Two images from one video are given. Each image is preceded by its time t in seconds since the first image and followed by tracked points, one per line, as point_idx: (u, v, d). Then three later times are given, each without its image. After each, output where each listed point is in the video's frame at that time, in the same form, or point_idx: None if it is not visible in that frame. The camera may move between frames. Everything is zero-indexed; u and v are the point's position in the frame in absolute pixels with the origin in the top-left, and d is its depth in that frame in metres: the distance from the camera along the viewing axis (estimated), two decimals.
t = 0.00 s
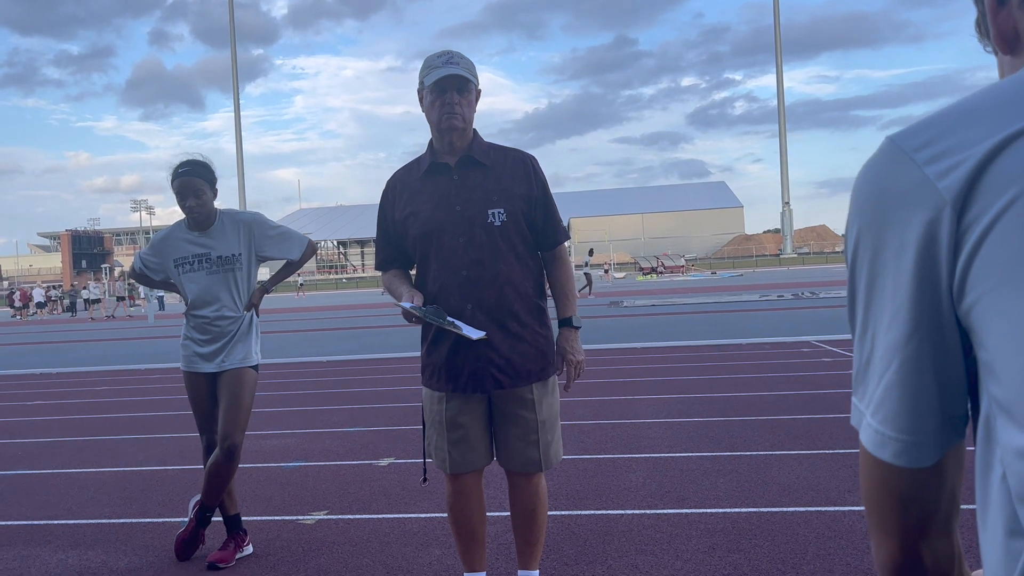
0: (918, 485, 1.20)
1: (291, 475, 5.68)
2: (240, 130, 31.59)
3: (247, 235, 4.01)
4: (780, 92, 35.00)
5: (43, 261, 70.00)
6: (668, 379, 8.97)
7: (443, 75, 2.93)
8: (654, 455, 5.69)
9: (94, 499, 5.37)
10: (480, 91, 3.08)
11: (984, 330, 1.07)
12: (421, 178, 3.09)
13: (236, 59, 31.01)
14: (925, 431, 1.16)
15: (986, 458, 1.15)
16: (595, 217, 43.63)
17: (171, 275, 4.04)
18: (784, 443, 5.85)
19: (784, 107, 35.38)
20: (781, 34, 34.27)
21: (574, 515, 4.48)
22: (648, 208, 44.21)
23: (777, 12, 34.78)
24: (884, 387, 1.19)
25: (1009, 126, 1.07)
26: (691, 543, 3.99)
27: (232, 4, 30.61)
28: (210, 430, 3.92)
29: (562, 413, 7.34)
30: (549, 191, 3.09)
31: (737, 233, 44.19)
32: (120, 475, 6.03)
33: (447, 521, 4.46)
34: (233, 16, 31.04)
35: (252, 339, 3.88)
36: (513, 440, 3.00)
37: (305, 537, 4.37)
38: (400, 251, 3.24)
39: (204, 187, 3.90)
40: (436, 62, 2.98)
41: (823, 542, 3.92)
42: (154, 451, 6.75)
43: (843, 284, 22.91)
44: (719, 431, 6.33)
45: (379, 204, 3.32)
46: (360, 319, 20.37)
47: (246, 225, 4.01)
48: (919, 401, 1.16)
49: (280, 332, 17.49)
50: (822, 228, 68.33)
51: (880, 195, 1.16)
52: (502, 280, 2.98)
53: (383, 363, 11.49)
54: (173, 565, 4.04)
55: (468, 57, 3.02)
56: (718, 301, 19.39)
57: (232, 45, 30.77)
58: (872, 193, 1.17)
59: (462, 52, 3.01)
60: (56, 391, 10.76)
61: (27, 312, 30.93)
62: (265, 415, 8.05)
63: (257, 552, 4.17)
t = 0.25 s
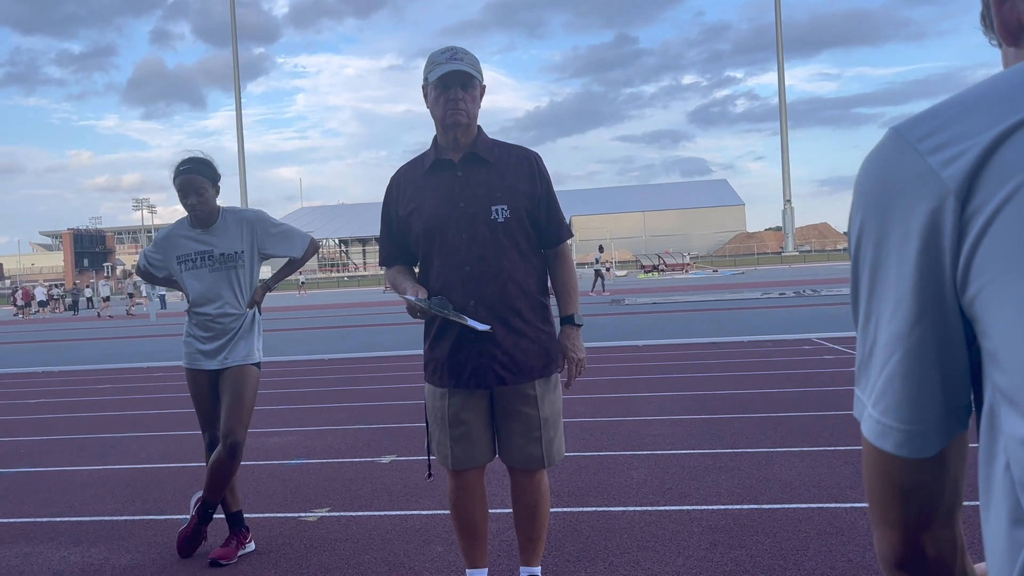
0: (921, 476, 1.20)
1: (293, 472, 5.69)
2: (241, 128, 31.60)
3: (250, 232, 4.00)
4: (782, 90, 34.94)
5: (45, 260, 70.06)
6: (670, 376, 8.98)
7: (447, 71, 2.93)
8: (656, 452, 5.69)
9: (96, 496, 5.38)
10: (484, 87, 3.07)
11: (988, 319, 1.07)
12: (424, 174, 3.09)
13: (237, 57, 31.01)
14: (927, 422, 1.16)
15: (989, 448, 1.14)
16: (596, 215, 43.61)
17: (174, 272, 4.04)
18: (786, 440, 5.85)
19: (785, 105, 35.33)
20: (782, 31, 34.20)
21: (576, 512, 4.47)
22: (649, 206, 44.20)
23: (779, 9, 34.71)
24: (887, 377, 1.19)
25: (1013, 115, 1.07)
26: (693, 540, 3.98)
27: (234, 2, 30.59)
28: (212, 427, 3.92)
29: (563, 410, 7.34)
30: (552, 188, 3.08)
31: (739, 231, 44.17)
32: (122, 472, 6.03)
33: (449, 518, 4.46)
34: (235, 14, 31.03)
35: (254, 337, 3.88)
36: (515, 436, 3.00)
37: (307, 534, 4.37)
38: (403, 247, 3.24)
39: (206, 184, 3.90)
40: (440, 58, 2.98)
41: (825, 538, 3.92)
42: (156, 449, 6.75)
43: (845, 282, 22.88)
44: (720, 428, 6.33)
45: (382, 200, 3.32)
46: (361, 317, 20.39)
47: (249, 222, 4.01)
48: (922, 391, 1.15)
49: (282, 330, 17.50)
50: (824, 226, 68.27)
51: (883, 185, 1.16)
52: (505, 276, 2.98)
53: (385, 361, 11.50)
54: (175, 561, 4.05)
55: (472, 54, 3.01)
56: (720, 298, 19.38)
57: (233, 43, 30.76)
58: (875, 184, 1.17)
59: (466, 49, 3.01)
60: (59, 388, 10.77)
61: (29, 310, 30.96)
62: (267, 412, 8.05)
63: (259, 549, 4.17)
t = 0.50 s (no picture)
0: (924, 476, 1.20)
1: (294, 471, 5.69)
2: (242, 127, 31.60)
3: (252, 232, 4.01)
4: (783, 90, 34.90)
5: (46, 259, 70.11)
6: (671, 376, 8.97)
7: (449, 71, 2.93)
8: (657, 452, 5.69)
9: (98, 495, 5.38)
10: (487, 86, 3.07)
11: (993, 319, 1.07)
12: (427, 174, 3.09)
13: (238, 56, 31.01)
14: (932, 421, 1.16)
15: (993, 448, 1.14)
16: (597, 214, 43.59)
17: (176, 271, 4.04)
18: (787, 440, 5.85)
19: (787, 105, 35.30)
20: (784, 31, 34.16)
21: (577, 511, 4.47)
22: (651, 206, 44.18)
23: (780, 9, 34.67)
24: (892, 377, 1.19)
25: (1018, 116, 1.07)
26: (694, 540, 3.98)
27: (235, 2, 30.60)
28: (213, 426, 3.93)
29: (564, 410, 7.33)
30: (555, 187, 3.08)
31: (740, 231, 44.14)
32: (123, 471, 6.04)
33: (450, 517, 4.46)
34: (236, 13, 31.04)
35: (255, 336, 3.88)
36: (518, 435, 3.00)
37: (308, 533, 4.38)
38: (406, 247, 3.24)
39: (208, 183, 3.90)
40: (443, 57, 2.98)
41: (825, 538, 3.92)
42: (157, 448, 6.76)
43: (845, 282, 22.86)
44: (721, 428, 6.33)
45: (385, 200, 3.32)
46: (362, 316, 20.40)
47: (251, 221, 4.01)
48: (927, 391, 1.15)
49: (282, 329, 17.51)
50: (825, 226, 68.25)
51: (888, 185, 1.16)
52: (507, 276, 2.98)
53: (386, 361, 11.50)
54: (176, 560, 4.05)
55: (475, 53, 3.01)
56: (721, 298, 19.37)
57: (234, 42, 30.76)
58: (880, 184, 1.17)
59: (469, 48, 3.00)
60: (59, 387, 10.78)
61: (30, 308, 30.98)
62: (268, 411, 8.06)
63: (261, 548, 4.17)
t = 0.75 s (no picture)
0: (925, 480, 1.20)
1: (294, 471, 5.69)
2: (244, 126, 31.60)
3: (253, 232, 4.00)
4: (785, 91, 34.87)
5: (47, 258, 70.15)
6: (672, 377, 8.97)
7: (449, 71, 2.93)
8: (658, 453, 5.68)
9: (98, 494, 5.38)
10: (489, 86, 3.06)
11: (995, 324, 1.06)
12: (428, 174, 3.09)
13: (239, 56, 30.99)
14: (933, 426, 1.16)
15: (994, 453, 1.14)
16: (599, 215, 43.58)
17: (177, 271, 4.04)
18: (788, 442, 5.84)
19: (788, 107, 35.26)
20: (786, 32, 34.14)
21: (577, 512, 4.47)
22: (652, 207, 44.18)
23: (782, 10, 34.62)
24: (893, 382, 1.18)
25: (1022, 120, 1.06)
26: (694, 541, 3.98)
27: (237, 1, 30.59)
28: (212, 425, 3.92)
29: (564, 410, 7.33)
30: (557, 188, 3.08)
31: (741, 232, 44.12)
32: (123, 470, 6.04)
33: (450, 518, 4.46)
34: (237, 12, 31.03)
35: (255, 337, 3.88)
36: (518, 437, 2.99)
37: (308, 533, 4.37)
38: (407, 247, 3.24)
39: (209, 183, 3.89)
40: (443, 58, 2.98)
41: (825, 540, 3.91)
42: (157, 447, 6.75)
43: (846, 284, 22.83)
44: (721, 429, 6.32)
45: (387, 200, 3.32)
46: (363, 315, 20.41)
47: (252, 221, 4.01)
48: (929, 396, 1.15)
49: (283, 329, 17.50)
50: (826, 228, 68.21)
51: (890, 188, 1.15)
52: (508, 276, 2.97)
53: (387, 361, 11.49)
54: (176, 559, 4.05)
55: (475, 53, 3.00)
56: (722, 299, 19.36)
57: (235, 41, 30.75)
58: (883, 187, 1.16)
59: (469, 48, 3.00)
60: (60, 386, 10.77)
61: (31, 307, 30.98)
62: (268, 411, 8.05)
63: (261, 548, 4.17)
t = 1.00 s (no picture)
0: (926, 485, 1.19)
1: (294, 471, 5.69)
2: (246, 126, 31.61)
3: (253, 232, 4.00)
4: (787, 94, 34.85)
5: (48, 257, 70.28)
6: (672, 379, 8.97)
7: (450, 72, 2.93)
8: (658, 455, 5.68)
9: (97, 493, 5.38)
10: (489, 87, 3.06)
11: (996, 328, 1.06)
12: (430, 175, 3.09)
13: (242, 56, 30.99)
14: (934, 431, 1.15)
15: (995, 459, 1.14)
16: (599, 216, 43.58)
17: (177, 270, 4.04)
18: (787, 444, 5.84)
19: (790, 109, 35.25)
20: (787, 35, 34.13)
21: (577, 514, 4.47)
22: (653, 208, 44.18)
23: (784, 12, 34.61)
24: (894, 386, 1.18)
25: None
26: (693, 543, 3.97)
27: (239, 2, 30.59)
28: (212, 425, 3.92)
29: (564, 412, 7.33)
30: (558, 189, 3.08)
31: (742, 234, 44.12)
32: (123, 469, 6.04)
33: (450, 519, 4.46)
34: (240, 13, 31.07)
35: (254, 338, 3.88)
36: (519, 438, 2.99)
37: (307, 534, 4.37)
38: (408, 248, 3.24)
39: (209, 182, 3.89)
40: (444, 59, 2.98)
41: (825, 543, 3.91)
42: (157, 447, 6.75)
43: (847, 286, 22.82)
44: (721, 431, 6.32)
45: (388, 201, 3.32)
46: (364, 316, 20.42)
47: (252, 222, 4.01)
48: (929, 402, 1.15)
49: (283, 329, 17.51)
50: (826, 231, 68.51)
51: (893, 192, 1.15)
52: (509, 277, 2.97)
53: (387, 361, 11.50)
54: (175, 559, 4.05)
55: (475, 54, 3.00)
56: (723, 301, 19.36)
57: (238, 42, 30.79)
58: (885, 192, 1.16)
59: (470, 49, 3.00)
60: (60, 385, 10.78)
61: (32, 306, 30.99)
62: (268, 411, 8.05)
63: (260, 548, 4.16)
